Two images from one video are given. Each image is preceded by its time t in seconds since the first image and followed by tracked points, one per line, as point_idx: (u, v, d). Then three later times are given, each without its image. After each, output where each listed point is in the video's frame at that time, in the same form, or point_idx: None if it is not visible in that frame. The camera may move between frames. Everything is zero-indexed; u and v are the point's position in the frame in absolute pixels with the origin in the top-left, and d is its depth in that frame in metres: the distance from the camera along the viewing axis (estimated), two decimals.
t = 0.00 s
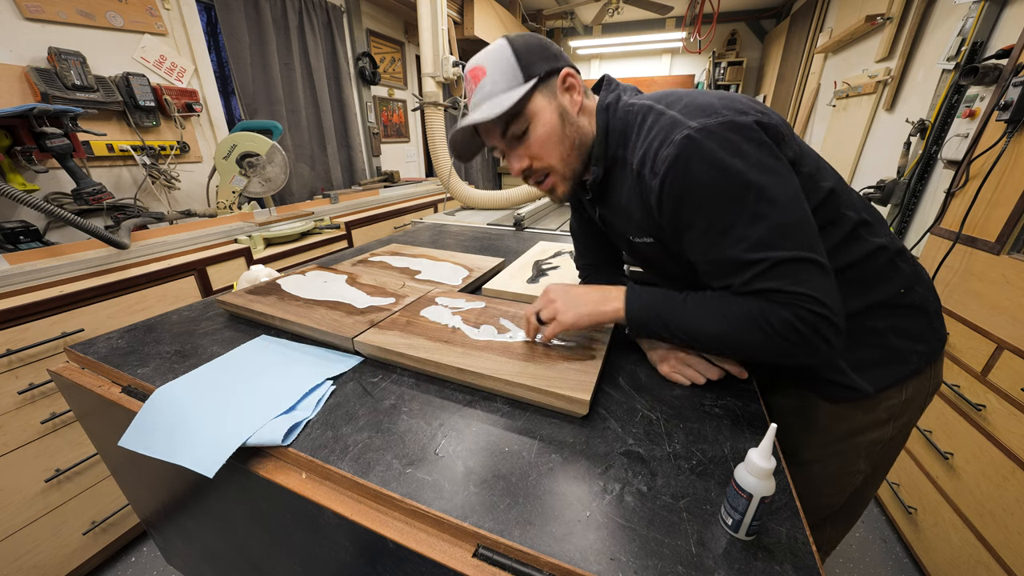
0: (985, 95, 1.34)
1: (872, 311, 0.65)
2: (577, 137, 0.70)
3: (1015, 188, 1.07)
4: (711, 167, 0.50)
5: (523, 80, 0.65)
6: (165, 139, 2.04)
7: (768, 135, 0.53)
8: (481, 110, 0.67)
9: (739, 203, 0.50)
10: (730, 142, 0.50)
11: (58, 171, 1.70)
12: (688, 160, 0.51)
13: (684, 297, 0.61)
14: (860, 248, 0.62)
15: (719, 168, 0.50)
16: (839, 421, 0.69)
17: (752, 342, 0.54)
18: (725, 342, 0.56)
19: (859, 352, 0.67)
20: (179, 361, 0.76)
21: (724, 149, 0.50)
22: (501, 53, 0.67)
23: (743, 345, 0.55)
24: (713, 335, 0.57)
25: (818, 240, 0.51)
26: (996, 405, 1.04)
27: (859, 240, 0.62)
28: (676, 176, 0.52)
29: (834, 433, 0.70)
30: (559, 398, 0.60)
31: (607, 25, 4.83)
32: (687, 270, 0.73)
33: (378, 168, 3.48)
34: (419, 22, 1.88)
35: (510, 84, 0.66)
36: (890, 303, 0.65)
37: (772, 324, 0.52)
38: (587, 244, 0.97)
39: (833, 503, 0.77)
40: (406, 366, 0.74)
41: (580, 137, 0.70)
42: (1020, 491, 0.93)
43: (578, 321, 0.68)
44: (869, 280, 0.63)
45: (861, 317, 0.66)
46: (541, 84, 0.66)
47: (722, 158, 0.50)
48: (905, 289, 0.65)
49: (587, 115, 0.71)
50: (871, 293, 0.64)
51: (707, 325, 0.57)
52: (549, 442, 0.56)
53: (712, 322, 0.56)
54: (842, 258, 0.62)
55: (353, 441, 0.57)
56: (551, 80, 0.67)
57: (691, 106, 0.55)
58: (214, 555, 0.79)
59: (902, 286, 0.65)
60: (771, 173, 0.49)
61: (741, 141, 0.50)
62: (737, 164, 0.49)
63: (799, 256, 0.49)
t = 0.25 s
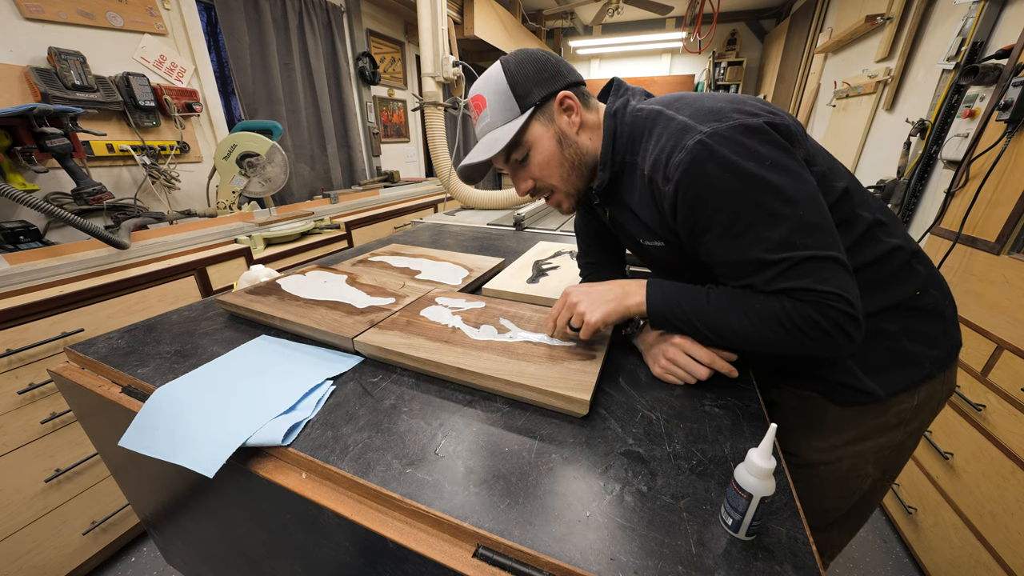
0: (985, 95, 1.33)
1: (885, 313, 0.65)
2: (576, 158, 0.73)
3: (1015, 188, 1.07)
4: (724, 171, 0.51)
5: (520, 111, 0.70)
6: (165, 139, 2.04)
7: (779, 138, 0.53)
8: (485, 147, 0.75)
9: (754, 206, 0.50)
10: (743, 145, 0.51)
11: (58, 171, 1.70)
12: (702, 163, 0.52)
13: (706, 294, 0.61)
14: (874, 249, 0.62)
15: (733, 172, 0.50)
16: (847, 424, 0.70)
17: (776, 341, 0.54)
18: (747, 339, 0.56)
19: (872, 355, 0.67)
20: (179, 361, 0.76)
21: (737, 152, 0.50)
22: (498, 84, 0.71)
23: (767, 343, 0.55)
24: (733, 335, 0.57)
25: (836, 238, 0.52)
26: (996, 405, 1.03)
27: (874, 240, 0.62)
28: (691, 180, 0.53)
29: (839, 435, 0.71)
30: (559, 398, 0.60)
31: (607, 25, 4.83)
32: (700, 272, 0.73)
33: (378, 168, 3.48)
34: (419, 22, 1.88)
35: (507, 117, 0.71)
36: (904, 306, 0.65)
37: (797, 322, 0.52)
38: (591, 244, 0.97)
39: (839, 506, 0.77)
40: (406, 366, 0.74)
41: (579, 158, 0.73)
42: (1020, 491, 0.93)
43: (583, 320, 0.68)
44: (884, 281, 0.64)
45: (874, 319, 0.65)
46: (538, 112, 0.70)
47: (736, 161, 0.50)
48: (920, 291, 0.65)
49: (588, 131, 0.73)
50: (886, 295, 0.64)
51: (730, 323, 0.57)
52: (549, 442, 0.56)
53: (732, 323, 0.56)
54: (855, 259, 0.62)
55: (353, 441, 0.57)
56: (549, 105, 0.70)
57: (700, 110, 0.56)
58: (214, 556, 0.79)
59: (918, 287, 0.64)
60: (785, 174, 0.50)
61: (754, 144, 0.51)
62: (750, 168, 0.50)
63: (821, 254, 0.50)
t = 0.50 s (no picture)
0: (985, 94, 1.33)
1: (898, 315, 0.65)
2: (588, 153, 0.73)
3: (1015, 188, 1.07)
4: (728, 154, 0.51)
5: (532, 107, 0.70)
6: (165, 139, 2.04)
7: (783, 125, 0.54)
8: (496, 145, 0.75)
9: (757, 188, 0.51)
10: (747, 130, 0.51)
11: (58, 171, 1.70)
12: (706, 148, 0.52)
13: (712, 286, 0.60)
14: (885, 248, 0.62)
15: (736, 155, 0.51)
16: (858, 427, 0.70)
17: (787, 328, 0.53)
18: (758, 328, 0.54)
19: (886, 358, 0.67)
20: (179, 361, 0.76)
21: (741, 135, 0.51)
22: (510, 81, 0.71)
23: (779, 332, 0.54)
24: (740, 325, 0.56)
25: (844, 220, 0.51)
26: (996, 405, 1.03)
27: (886, 240, 0.62)
28: (694, 164, 0.53)
29: (850, 439, 0.71)
30: (559, 398, 0.60)
31: (607, 25, 4.82)
32: (708, 267, 0.73)
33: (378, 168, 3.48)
34: (419, 22, 1.88)
35: (519, 113, 0.71)
36: (917, 307, 0.65)
37: (807, 304, 0.51)
38: (593, 243, 0.97)
39: (845, 510, 0.77)
40: (406, 366, 0.74)
41: (591, 153, 0.74)
42: (1020, 491, 0.93)
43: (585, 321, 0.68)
44: (897, 282, 0.64)
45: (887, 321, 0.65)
46: (551, 107, 0.70)
47: (740, 144, 0.51)
48: (933, 292, 0.65)
49: (598, 128, 0.74)
50: (898, 295, 0.64)
51: (735, 305, 0.55)
52: (549, 442, 0.56)
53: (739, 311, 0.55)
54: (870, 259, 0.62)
55: (353, 441, 0.57)
56: (561, 101, 0.71)
57: (704, 100, 0.57)
58: (214, 556, 0.79)
59: (931, 288, 0.65)
60: (789, 157, 0.50)
61: (757, 129, 0.51)
62: (753, 150, 0.50)
63: (827, 234, 0.49)
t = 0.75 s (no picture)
0: (985, 94, 1.33)
1: (911, 315, 0.65)
2: (599, 153, 0.73)
3: (1016, 188, 1.07)
4: (733, 152, 0.51)
5: (543, 109, 0.70)
6: (165, 138, 2.04)
7: (794, 125, 0.54)
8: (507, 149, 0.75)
9: (759, 188, 0.51)
10: (755, 129, 0.51)
11: (58, 171, 1.70)
12: (711, 145, 0.52)
13: (701, 295, 0.62)
14: (899, 248, 0.62)
15: (741, 153, 0.51)
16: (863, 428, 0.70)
17: (773, 334, 0.54)
18: (743, 334, 0.56)
19: (896, 359, 0.67)
20: (179, 360, 0.76)
21: (748, 134, 0.51)
22: (521, 84, 0.72)
23: (765, 337, 0.54)
24: (726, 331, 0.57)
25: (841, 227, 0.51)
26: (996, 405, 1.03)
27: (900, 239, 0.62)
28: (698, 161, 0.54)
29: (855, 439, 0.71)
30: (559, 399, 0.60)
31: (607, 25, 4.82)
32: (714, 264, 0.73)
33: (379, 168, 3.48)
34: (419, 22, 1.88)
35: (531, 115, 0.72)
36: (932, 308, 0.65)
37: (791, 311, 0.51)
38: (598, 243, 0.97)
39: (850, 511, 0.77)
40: (406, 366, 0.74)
41: (602, 154, 0.74)
42: (1020, 491, 0.93)
43: (584, 320, 0.68)
44: (910, 281, 0.64)
45: (899, 322, 0.65)
46: (562, 109, 0.70)
47: (747, 142, 0.51)
48: (948, 294, 0.65)
49: (610, 128, 0.73)
50: (912, 296, 0.64)
51: (723, 315, 0.57)
52: (549, 443, 0.56)
53: (726, 317, 0.57)
54: (883, 259, 0.62)
55: (353, 441, 0.57)
56: (572, 102, 0.70)
57: (718, 97, 0.56)
58: (214, 555, 0.79)
59: (945, 290, 0.65)
60: (795, 158, 0.50)
61: (766, 129, 0.51)
62: (760, 149, 0.50)
63: (819, 240, 0.50)
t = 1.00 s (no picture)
0: (985, 94, 1.33)
1: (912, 315, 0.65)
2: (598, 160, 0.73)
3: (1016, 188, 1.07)
4: (733, 157, 0.51)
5: (541, 116, 0.71)
6: (165, 139, 2.04)
7: (796, 130, 0.53)
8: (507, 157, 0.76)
9: (758, 194, 0.51)
10: (756, 134, 0.51)
11: (58, 171, 1.70)
12: (712, 149, 0.53)
13: (699, 301, 0.63)
14: (899, 249, 0.62)
15: (741, 158, 0.51)
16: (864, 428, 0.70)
17: (769, 340, 0.54)
18: (739, 339, 0.56)
19: (897, 358, 0.67)
20: (179, 360, 0.76)
21: (749, 139, 0.51)
22: (520, 91, 0.72)
23: (762, 343, 0.55)
24: (723, 337, 0.58)
25: (839, 235, 0.51)
26: (996, 405, 1.03)
27: (900, 240, 0.62)
28: (698, 165, 0.54)
29: (856, 440, 0.71)
30: (559, 398, 0.60)
31: (607, 25, 4.82)
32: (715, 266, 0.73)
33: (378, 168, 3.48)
34: (419, 23, 1.88)
35: (529, 123, 0.72)
36: (933, 307, 0.65)
37: (786, 318, 0.52)
38: (599, 243, 0.97)
39: (850, 510, 0.77)
40: (406, 366, 0.74)
41: (602, 159, 0.74)
42: (1020, 491, 0.93)
43: (583, 320, 0.69)
44: (911, 281, 0.64)
45: (900, 321, 0.66)
46: (561, 116, 0.70)
47: (747, 147, 0.51)
48: (949, 294, 0.65)
49: (609, 133, 0.73)
50: (912, 296, 0.64)
51: (720, 321, 0.58)
52: (549, 442, 0.56)
53: (723, 321, 0.57)
54: (884, 259, 0.62)
55: (353, 441, 0.57)
56: (571, 109, 0.70)
57: (719, 100, 0.56)
58: (214, 556, 0.79)
59: (945, 290, 0.65)
60: (796, 165, 0.50)
61: (767, 133, 0.51)
62: (760, 154, 0.50)
63: (817, 248, 0.50)
